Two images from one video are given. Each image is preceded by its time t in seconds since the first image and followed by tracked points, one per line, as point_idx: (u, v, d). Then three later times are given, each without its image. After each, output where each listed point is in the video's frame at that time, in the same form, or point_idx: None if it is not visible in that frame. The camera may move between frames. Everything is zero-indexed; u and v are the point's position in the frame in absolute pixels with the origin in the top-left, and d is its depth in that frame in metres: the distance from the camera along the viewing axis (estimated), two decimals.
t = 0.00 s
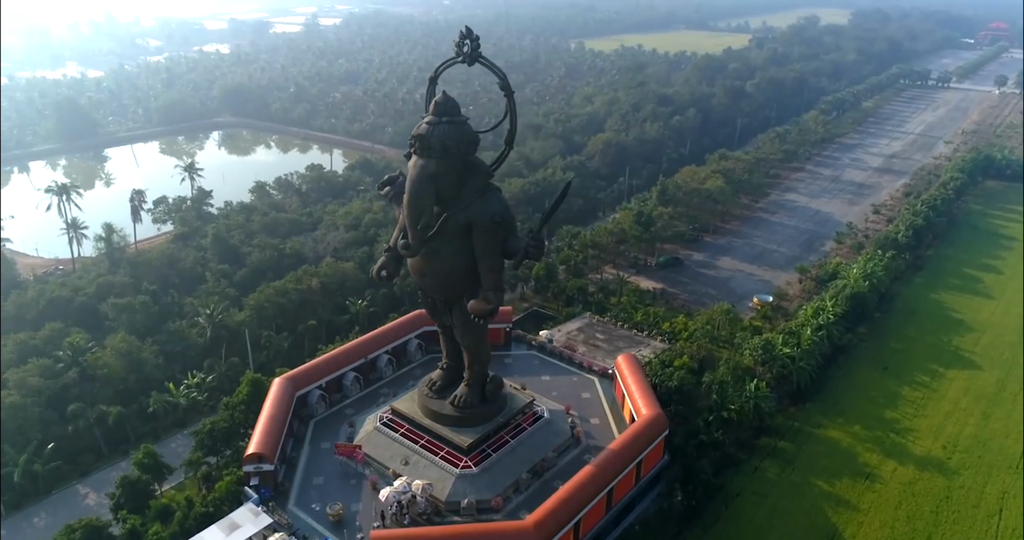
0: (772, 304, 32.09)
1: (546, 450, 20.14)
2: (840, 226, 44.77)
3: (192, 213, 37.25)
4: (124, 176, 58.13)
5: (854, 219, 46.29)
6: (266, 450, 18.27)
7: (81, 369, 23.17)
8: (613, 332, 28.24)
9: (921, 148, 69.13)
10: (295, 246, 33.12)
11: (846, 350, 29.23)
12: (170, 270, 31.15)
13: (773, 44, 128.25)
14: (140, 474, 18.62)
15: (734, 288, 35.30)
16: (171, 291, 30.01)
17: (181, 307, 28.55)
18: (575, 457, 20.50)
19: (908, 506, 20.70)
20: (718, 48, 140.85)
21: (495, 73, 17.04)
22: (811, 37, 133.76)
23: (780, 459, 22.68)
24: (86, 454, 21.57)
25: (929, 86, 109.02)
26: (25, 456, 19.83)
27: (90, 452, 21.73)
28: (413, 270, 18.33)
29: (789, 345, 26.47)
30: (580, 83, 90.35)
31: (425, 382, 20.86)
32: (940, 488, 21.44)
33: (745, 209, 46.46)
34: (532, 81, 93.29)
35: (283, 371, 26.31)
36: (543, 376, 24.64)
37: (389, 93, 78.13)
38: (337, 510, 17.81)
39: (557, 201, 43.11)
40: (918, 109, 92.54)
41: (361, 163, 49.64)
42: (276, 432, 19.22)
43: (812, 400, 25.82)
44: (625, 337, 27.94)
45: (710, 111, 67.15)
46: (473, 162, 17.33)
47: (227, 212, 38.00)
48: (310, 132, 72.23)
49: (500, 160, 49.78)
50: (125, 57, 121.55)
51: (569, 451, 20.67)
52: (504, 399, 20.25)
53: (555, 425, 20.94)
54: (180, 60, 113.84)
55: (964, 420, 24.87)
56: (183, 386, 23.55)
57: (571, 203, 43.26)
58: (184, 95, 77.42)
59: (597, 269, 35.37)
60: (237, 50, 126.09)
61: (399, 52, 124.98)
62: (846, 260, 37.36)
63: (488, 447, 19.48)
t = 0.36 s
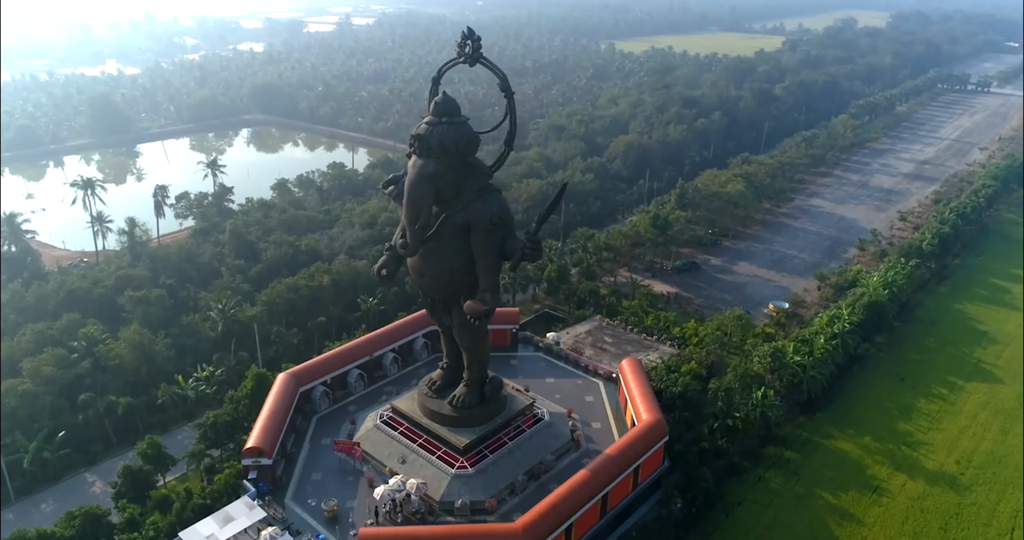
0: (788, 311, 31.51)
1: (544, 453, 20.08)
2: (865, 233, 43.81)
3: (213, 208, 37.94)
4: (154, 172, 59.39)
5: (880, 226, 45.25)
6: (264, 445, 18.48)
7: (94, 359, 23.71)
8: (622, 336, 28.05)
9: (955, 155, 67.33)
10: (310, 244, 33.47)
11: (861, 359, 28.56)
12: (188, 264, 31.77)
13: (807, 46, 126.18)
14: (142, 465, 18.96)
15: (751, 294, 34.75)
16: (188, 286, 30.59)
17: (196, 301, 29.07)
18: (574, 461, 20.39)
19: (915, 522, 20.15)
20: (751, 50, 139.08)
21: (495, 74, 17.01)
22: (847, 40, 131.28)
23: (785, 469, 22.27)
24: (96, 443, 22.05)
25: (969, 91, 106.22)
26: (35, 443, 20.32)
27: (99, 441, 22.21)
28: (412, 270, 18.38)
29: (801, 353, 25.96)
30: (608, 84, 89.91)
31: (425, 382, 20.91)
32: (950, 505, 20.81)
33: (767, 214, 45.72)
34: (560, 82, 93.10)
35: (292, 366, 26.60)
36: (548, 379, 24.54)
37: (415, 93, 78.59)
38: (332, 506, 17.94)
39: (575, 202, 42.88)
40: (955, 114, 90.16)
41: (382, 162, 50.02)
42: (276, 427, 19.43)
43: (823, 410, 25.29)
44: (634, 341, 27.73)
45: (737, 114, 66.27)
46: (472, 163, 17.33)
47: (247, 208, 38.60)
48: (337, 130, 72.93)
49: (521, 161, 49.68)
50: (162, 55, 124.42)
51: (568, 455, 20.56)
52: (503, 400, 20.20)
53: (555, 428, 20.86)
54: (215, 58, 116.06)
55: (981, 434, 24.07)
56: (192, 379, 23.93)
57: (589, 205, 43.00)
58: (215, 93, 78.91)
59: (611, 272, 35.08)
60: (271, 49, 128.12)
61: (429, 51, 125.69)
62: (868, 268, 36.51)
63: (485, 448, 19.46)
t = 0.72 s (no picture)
0: (805, 318, 30.88)
1: (542, 455, 19.98)
2: (891, 240, 42.77)
3: (234, 204, 38.61)
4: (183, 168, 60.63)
5: (907, 234, 44.13)
6: (263, 438, 18.68)
7: (108, 349, 24.23)
8: (631, 339, 27.77)
9: (992, 161, 65.36)
10: (326, 241, 33.84)
11: (878, 370, 27.81)
12: (206, 258, 32.43)
13: (844, 49, 123.77)
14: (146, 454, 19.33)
15: (768, 299, 34.13)
16: (205, 279, 31.18)
17: (211, 295, 29.59)
18: (572, 463, 20.24)
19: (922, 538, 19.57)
20: (785, 53, 136.86)
21: (496, 74, 16.97)
22: (886, 42, 128.39)
23: (790, 479, 21.82)
24: (106, 431, 22.53)
25: (1011, 96, 103.11)
26: (46, 429, 20.85)
27: (110, 429, 22.69)
28: (411, 269, 18.40)
29: (813, 361, 25.41)
30: (636, 85, 89.24)
31: (426, 380, 20.95)
32: (961, 521, 20.14)
33: (791, 220, 44.93)
34: (589, 83, 92.74)
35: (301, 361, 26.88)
36: (552, 380, 24.42)
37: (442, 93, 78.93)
38: (326, 501, 18.07)
39: (593, 203, 42.58)
40: (996, 120, 87.56)
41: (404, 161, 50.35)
42: (276, 421, 19.64)
43: (834, 420, 24.71)
44: (643, 345, 27.43)
45: (766, 117, 65.27)
46: (471, 162, 17.30)
47: (267, 204, 39.19)
48: (363, 128, 73.53)
49: (542, 161, 49.53)
50: (200, 52, 127.19)
51: (566, 457, 20.42)
52: (502, 401, 20.12)
53: (554, 429, 20.73)
54: (250, 57, 118.14)
55: (1000, 450, 23.21)
56: (202, 372, 24.32)
57: (607, 206, 42.66)
58: (246, 91, 80.35)
59: (625, 274, 34.75)
60: (305, 48, 129.95)
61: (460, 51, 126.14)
62: (891, 275, 35.59)
63: (482, 448, 19.43)
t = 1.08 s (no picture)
0: (821, 325, 30.25)
1: (540, 457, 19.88)
2: (917, 247, 41.71)
3: (255, 200, 39.20)
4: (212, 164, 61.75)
5: (934, 241, 42.98)
6: (262, 431, 18.89)
7: (122, 339, 24.75)
8: (640, 343, 27.50)
9: None
10: (341, 238, 34.16)
11: (894, 380, 27.10)
12: (223, 253, 32.97)
13: (881, 51, 121.18)
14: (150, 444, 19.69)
15: (785, 304, 33.50)
16: (221, 273, 31.71)
17: (226, 289, 30.04)
18: (570, 466, 20.11)
19: None
20: (820, 55, 134.56)
21: (496, 73, 16.91)
22: (924, 44, 125.38)
23: (796, 489, 21.39)
24: (117, 420, 23.01)
25: None
26: (57, 417, 21.33)
27: (120, 418, 23.17)
28: (411, 267, 18.44)
29: (825, 369, 24.83)
30: (665, 86, 88.46)
31: (427, 379, 20.98)
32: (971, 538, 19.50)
33: (814, 225, 44.10)
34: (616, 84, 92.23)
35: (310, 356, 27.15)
36: (557, 382, 24.29)
37: (468, 93, 79.14)
38: (322, 496, 18.20)
39: (611, 205, 42.24)
40: None
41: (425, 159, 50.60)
42: (277, 414, 19.86)
43: (845, 431, 24.14)
44: (651, 349, 27.12)
45: (793, 120, 64.20)
46: (470, 161, 17.27)
47: (286, 201, 39.72)
48: (389, 127, 74.00)
49: (562, 162, 49.31)
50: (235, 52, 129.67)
51: (565, 460, 20.30)
52: (501, 402, 20.08)
53: (554, 431, 20.62)
54: (283, 55, 119.86)
55: (1018, 466, 22.40)
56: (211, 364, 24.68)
57: (626, 208, 42.29)
58: (275, 89, 81.55)
59: (640, 277, 34.39)
60: (337, 47, 131.36)
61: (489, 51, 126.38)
62: (914, 284, 34.68)
63: (479, 448, 19.43)
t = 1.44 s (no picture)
0: (841, 333, 29.51)
1: (540, 459, 19.81)
2: (948, 257, 40.48)
3: (278, 196, 39.83)
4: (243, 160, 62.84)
5: (967, 251, 41.67)
6: (264, 424, 19.14)
7: (139, 330, 25.32)
8: (651, 347, 27.16)
9: None
10: (359, 235, 34.48)
11: (913, 393, 26.32)
12: (244, 248, 33.57)
13: (924, 54, 118.06)
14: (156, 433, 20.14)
15: (806, 311, 32.75)
16: (240, 267, 32.29)
17: (244, 283, 30.58)
18: (570, 469, 19.97)
19: None
20: (860, 59, 131.69)
21: (499, 72, 16.86)
22: (970, 48, 121.82)
23: (802, 501, 20.93)
24: (131, 409, 23.55)
25: None
26: (72, 404, 21.89)
27: (134, 407, 23.69)
28: (413, 266, 18.49)
29: (838, 378, 24.23)
30: (697, 88, 87.41)
31: (430, 377, 21.04)
32: None
33: (841, 231, 43.12)
34: (648, 86, 91.43)
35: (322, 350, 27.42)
36: (563, 384, 24.12)
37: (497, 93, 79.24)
38: (320, 490, 18.38)
39: (633, 208, 41.84)
40: None
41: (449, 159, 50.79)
42: (281, 408, 20.14)
43: (858, 442, 23.54)
44: (662, 353, 26.77)
45: (826, 124, 62.93)
46: (472, 161, 17.25)
47: (309, 197, 40.26)
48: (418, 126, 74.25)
49: (586, 163, 49.06)
50: (273, 51, 132.02)
51: (565, 463, 20.17)
52: (502, 402, 20.04)
53: (555, 434, 20.51)
54: (318, 54, 121.52)
55: None
56: (223, 356, 25.07)
57: (647, 211, 41.86)
58: (307, 87, 82.68)
59: (657, 280, 34.00)
60: (372, 46, 132.62)
61: (522, 52, 126.30)
62: (941, 294, 33.63)
63: (478, 448, 19.40)
